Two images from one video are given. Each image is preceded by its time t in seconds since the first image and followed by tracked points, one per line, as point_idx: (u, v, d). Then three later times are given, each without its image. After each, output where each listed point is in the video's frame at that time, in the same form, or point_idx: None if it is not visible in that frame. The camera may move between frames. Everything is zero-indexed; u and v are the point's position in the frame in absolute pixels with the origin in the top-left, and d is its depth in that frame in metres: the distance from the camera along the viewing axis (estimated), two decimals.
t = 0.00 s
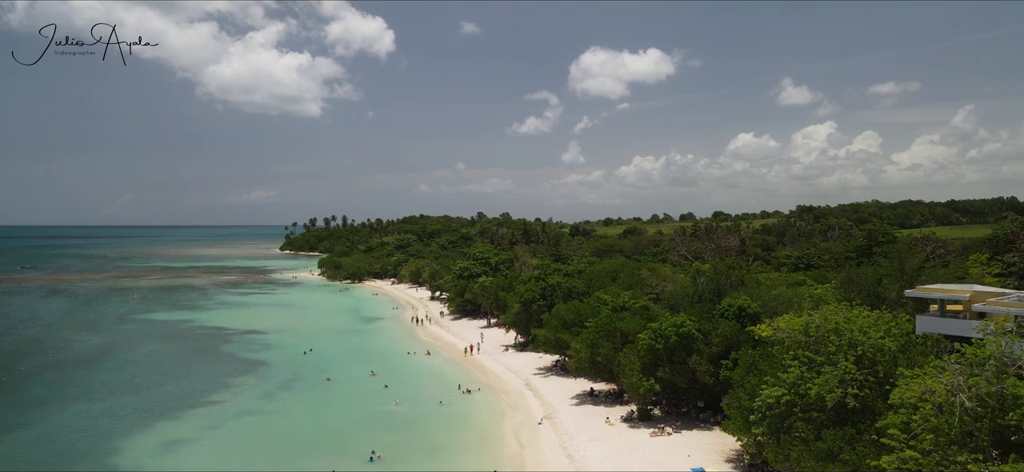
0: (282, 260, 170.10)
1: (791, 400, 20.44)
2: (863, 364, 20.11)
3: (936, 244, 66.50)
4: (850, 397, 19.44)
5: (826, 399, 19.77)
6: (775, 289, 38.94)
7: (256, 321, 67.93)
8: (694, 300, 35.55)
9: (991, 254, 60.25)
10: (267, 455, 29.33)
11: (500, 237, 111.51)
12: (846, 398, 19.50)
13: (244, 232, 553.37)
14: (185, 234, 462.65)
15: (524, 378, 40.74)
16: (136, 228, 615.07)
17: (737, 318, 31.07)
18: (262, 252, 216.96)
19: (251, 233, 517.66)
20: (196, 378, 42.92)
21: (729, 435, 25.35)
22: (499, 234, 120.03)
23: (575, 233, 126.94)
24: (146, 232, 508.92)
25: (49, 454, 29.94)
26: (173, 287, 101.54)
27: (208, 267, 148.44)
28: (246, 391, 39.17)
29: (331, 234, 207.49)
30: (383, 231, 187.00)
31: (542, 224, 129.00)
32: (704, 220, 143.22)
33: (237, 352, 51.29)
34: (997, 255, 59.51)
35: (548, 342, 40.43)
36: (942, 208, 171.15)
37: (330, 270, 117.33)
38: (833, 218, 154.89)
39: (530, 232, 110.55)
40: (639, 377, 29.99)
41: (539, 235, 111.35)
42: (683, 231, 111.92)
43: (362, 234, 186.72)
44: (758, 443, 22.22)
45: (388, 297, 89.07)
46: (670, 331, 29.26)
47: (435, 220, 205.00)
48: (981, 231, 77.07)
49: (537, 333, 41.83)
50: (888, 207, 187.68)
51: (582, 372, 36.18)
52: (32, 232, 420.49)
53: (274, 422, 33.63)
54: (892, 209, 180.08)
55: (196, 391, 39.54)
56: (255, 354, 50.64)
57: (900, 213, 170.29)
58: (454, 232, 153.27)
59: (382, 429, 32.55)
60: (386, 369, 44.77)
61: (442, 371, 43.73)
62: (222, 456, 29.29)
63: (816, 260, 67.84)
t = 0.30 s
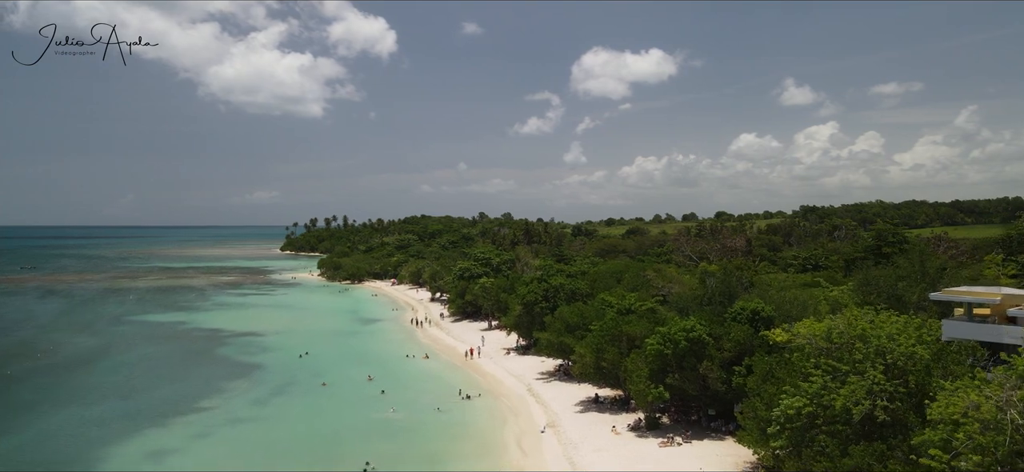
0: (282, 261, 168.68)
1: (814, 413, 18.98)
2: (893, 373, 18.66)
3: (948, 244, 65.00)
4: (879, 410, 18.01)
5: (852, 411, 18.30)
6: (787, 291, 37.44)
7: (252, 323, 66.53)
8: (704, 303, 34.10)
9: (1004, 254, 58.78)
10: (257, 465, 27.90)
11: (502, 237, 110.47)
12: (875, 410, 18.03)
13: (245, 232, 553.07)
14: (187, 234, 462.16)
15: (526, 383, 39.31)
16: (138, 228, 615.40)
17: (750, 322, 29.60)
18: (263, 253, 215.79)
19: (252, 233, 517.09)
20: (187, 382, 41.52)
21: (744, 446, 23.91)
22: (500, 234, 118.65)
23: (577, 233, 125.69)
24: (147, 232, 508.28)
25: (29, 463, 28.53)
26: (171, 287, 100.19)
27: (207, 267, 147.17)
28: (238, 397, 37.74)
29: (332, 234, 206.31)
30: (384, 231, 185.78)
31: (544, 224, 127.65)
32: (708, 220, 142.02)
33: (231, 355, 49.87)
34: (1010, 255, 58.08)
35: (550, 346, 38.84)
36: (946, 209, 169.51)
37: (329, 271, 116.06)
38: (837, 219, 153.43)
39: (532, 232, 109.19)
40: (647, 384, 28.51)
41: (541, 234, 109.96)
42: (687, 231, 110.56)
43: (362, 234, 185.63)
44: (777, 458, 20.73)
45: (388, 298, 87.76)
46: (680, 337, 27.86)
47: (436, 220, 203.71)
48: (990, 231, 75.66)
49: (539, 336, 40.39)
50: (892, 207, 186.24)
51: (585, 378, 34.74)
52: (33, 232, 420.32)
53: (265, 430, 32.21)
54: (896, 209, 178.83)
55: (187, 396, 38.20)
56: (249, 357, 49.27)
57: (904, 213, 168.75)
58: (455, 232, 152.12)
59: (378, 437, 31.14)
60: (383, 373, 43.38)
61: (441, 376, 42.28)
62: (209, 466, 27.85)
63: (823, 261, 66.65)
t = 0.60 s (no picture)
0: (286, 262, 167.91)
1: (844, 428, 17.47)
2: (933, 386, 17.19)
3: (965, 244, 63.31)
4: (918, 425, 16.48)
5: (888, 426, 16.80)
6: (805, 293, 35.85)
7: (252, 325, 65.34)
8: (719, 307, 32.62)
9: None
10: None
11: (507, 237, 109.22)
12: (913, 425, 16.51)
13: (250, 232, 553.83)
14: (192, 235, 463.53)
15: (531, 389, 37.89)
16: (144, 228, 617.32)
17: (768, 327, 28.10)
18: (268, 253, 215.28)
19: (257, 233, 517.58)
20: (182, 387, 40.33)
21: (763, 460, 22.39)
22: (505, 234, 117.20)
23: (583, 233, 124.36)
24: (153, 232, 509.73)
25: None
26: (173, 288, 99.27)
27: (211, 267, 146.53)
28: (233, 403, 36.49)
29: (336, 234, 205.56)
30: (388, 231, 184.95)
31: (550, 224, 126.33)
32: (715, 220, 140.53)
33: (228, 358, 48.66)
34: None
35: (556, 351, 37.35)
36: (957, 209, 167.19)
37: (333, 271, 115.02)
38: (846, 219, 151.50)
39: (537, 232, 107.82)
40: (659, 392, 27.01)
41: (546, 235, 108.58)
42: (695, 231, 109.10)
43: (367, 234, 184.81)
44: None
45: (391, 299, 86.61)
46: (695, 341, 26.39)
47: (440, 220, 202.71)
48: (1007, 231, 73.92)
49: (545, 340, 38.94)
50: (901, 207, 184.09)
51: (593, 385, 33.27)
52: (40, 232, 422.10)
53: (259, 438, 30.92)
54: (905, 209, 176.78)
55: (180, 403, 37.01)
56: (247, 360, 48.04)
57: (914, 213, 166.62)
58: (460, 232, 151.02)
59: (375, 446, 29.71)
60: (384, 377, 42.05)
61: (443, 381, 40.91)
62: None
63: (836, 261, 65.09)
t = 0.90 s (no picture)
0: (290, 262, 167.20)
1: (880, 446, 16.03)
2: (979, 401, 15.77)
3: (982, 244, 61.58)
4: (965, 445, 14.98)
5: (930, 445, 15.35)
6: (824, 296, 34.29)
7: (252, 327, 64.15)
8: (735, 311, 31.13)
9: None
10: None
11: (512, 237, 107.89)
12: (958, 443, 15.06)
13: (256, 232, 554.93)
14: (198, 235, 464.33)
15: (537, 395, 36.45)
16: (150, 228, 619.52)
17: (789, 333, 26.54)
18: (272, 253, 214.72)
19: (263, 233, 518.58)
20: (177, 392, 39.09)
21: None
22: (510, 234, 115.88)
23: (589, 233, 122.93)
24: (160, 232, 511.11)
25: None
26: (175, 289, 98.41)
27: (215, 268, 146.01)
28: (228, 410, 35.22)
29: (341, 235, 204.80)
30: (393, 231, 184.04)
31: (556, 224, 124.94)
32: (722, 220, 138.82)
33: (226, 362, 47.42)
34: None
35: (563, 356, 35.86)
36: (968, 209, 164.72)
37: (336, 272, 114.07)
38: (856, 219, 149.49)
39: (543, 232, 106.43)
40: (673, 401, 25.53)
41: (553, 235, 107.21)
42: (703, 232, 107.51)
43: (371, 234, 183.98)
44: None
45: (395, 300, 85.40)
46: (711, 348, 24.98)
47: (445, 220, 201.69)
48: None
49: (552, 344, 37.55)
50: (910, 207, 181.76)
51: (602, 392, 31.79)
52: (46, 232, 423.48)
53: (253, 447, 29.60)
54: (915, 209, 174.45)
55: (173, 408, 35.74)
56: (244, 364, 46.79)
57: (925, 213, 164.31)
58: (465, 232, 149.88)
59: (373, 455, 28.30)
60: (385, 382, 40.71)
61: (446, 386, 39.52)
62: None
63: (849, 262, 63.46)
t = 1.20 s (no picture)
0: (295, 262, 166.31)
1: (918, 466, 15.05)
2: None
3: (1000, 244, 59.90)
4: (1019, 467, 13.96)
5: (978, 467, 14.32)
6: (845, 298, 32.69)
7: (253, 329, 62.89)
8: (752, 315, 29.62)
9: None
10: None
11: (518, 237, 106.45)
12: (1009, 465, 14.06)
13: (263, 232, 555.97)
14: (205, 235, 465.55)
15: (544, 401, 35.01)
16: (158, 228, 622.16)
17: (811, 339, 25.04)
18: (278, 253, 214.24)
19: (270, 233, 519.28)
20: (172, 396, 37.80)
21: None
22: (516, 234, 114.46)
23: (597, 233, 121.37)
24: (167, 232, 512.86)
25: None
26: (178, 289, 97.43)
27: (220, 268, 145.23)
28: (223, 415, 33.86)
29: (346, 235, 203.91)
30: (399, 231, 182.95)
31: (562, 224, 123.46)
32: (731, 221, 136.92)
33: (224, 365, 46.12)
34: None
35: (571, 360, 34.35)
36: (980, 209, 161.93)
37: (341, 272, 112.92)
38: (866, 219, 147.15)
39: (549, 232, 104.97)
40: (689, 410, 24.05)
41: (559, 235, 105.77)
42: (712, 231, 105.89)
43: (377, 234, 182.96)
44: None
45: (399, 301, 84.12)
46: (730, 355, 23.63)
47: (451, 221, 200.40)
48: None
49: (559, 348, 36.15)
50: (922, 207, 179.06)
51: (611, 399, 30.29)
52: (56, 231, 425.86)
53: (249, 454, 28.33)
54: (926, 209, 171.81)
55: (167, 413, 34.42)
56: (243, 367, 45.49)
57: (936, 213, 161.64)
58: (471, 232, 148.61)
59: (373, 463, 26.99)
60: (386, 387, 39.33)
61: (448, 391, 38.12)
62: None
63: (864, 263, 61.74)
